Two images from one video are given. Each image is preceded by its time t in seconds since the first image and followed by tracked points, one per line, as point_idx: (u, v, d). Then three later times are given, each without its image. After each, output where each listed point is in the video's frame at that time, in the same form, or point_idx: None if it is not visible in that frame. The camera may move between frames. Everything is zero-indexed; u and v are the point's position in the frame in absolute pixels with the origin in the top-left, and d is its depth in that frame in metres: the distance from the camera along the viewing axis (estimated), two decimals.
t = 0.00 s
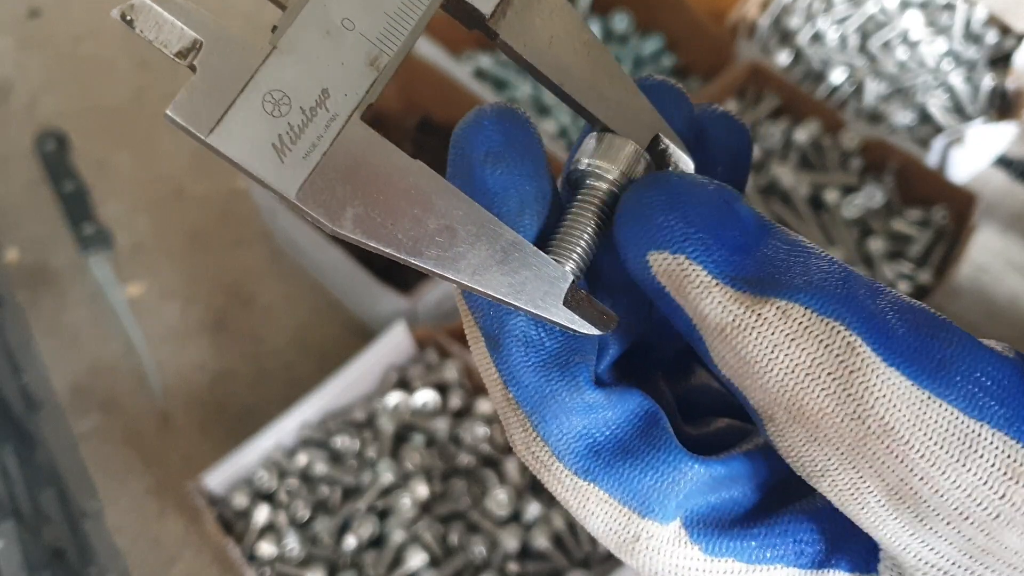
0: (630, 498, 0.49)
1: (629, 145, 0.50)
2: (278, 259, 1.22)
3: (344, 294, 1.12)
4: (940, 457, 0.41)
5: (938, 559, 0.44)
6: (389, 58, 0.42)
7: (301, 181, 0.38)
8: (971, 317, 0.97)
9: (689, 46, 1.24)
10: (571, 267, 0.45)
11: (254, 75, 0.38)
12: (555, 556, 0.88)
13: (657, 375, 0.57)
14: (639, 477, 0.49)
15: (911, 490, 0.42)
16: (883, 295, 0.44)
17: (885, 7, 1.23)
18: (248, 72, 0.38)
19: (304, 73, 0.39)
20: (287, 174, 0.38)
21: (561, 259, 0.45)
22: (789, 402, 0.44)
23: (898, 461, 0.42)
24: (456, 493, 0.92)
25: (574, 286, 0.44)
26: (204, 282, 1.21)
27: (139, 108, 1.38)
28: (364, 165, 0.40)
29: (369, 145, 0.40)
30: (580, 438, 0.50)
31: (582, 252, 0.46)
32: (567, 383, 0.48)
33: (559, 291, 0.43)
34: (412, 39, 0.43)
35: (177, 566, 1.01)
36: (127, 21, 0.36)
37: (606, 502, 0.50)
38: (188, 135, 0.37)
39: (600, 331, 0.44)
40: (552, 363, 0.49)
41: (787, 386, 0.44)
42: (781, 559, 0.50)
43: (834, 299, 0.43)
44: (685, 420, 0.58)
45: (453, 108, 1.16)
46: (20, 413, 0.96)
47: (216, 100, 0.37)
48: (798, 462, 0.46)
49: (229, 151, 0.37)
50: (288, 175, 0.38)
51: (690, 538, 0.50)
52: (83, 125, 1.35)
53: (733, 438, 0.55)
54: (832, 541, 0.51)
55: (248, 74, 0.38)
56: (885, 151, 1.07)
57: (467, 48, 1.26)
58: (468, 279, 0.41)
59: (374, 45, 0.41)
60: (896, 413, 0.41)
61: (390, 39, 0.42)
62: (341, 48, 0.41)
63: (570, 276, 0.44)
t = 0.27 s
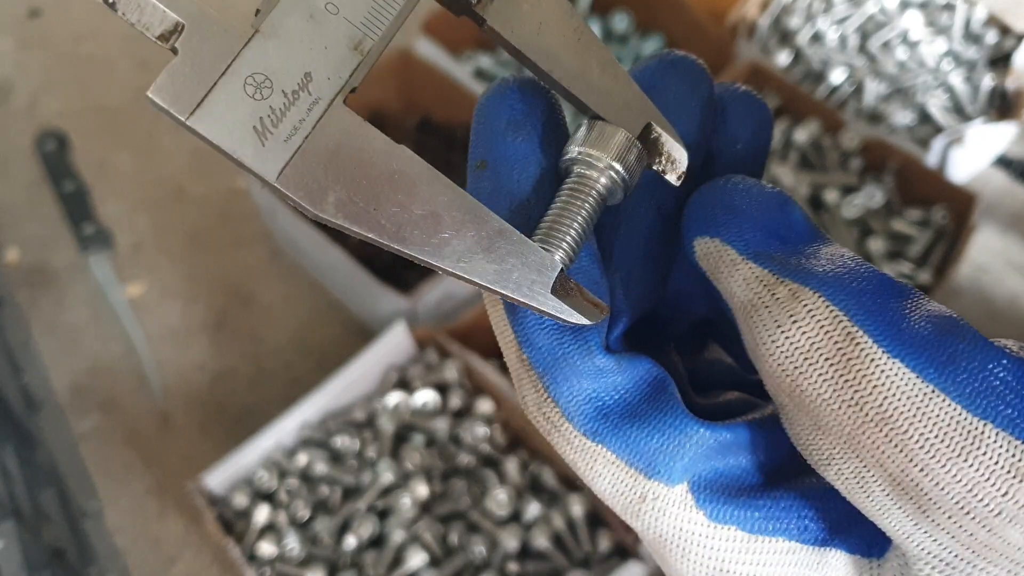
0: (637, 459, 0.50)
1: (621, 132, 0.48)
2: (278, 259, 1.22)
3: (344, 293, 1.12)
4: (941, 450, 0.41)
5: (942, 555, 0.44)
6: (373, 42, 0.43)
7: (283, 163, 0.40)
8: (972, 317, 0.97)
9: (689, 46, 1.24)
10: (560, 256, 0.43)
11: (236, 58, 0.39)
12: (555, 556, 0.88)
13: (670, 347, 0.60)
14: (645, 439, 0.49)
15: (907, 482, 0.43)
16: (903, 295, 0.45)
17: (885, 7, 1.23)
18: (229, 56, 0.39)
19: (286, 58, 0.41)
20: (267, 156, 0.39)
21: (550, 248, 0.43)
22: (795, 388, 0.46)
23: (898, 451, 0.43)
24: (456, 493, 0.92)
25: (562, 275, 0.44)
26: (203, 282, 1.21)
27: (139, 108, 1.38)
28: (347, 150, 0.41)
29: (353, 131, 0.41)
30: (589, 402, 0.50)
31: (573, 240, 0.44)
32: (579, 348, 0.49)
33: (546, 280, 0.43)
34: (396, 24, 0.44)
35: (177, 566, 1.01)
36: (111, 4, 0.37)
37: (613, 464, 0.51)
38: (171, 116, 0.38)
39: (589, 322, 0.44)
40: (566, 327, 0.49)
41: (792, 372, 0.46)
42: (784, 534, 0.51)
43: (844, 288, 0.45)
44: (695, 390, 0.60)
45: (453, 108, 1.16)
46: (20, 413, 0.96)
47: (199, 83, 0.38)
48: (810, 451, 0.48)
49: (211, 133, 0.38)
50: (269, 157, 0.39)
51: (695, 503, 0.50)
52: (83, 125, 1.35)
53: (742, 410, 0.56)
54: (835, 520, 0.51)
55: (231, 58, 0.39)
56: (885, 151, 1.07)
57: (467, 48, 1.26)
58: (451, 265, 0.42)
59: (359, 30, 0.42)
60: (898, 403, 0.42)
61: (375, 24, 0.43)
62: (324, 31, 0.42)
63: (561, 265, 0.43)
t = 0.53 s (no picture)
0: (636, 460, 0.50)
1: (621, 124, 0.49)
2: (278, 259, 1.23)
3: (343, 293, 1.12)
4: (947, 469, 0.41)
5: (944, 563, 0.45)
6: (372, 32, 0.43)
7: (281, 153, 0.40)
8: (972, 318, 0.97)
9: (689, 46, 1.24)
10: (559, 248, 0.44)
11: (234, 47, 0.39)
12: (555, 556, 0.88)
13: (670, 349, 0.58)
14: (644, 440, 0.49)
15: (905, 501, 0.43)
16: (889, 305, 0.43)
17: (885, 7, 1.23)
18: (228, 44, 0.39)
19: (285, 46, 0.40)
20: (265, 145, 0.39)
21: (549, 240, 0.44)
22: (791, 418, 0.44)
23: (904, 475, 0.42)
24: (456, 493, 0.92)
25: (560, 268, 0.44)
26: (203, 282, 1.21)
27: (139, 108, 1.38)
28: (344, 140, 0.41)
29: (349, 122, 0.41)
30: (589, 402, 0.50)
31: (572, 232, 0.45)
32: (579, 348, 0.49)
33: (545, 272, 0.42)
34: (395, 14, 0.43)
35: (177, 566, 1.01)
36: None
37: (612, 464, 0.51)
38: (168, 104, 0.38)
39: (587, 314, 0.43)
40: (567, 327, 0.49)
41: (789, 406, 0.44)
42: (783, 533, 0.51)
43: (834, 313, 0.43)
44: (695, 394, 0.60)
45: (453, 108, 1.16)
46: (21, 413, 0.96)
47: (197, 73, 0.38)
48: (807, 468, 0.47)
49: (209, 123, 0.38)
50: (266, 147, 0.39)
51: (693, 503, 0.50)
52: (83, 125, 1.35)
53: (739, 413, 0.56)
54: (833, 519, 0.52)
55: (229, 47, 0.39)
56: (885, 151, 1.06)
57: (467, 49, 1.26)
58: (448, 257, 0.41)
59: (357, 20, 0.42)
60: (901, 427, 0.41)
61: (373, 14, 0.43)
62: (323, 20, 0.42)
63: (559, 258, 0.43)
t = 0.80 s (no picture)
0: (634, 469, 0.50)
1: (609, 118, 0.49)
2: (278, 259, 1.23)
3: (343, 293, 1.12)
4: (935, 459, 0.42)
5: (934, 551, 0.46)
6: (363, 20, 0.42)
7: (271, 142, 0.39)
8: (972, 318, 0.97)
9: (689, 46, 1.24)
10: (545, 242, 0.43)
11: (225, 33, 0.38)
12: (556, 556, 0.88)
13: (666, 356, 0.59)
14: (642, 450, 0.49)
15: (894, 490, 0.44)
16: (879, 299, 0.44)
17: (885, 7, 1.23)
18: (219, 30, 0.38)
19: (276, 33, 0.40)
20: (255, 133, 0.39)
21: (536, 234, 0.43)
22: (785, 406, 0.45)
23: (893, 463, 0.43)
24: (456, 493, 0.92)
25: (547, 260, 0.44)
26: (203, 282, 1.21)
27: (139, 108, 1.38)
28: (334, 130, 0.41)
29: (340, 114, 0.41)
30: (587, 412, 0.50)
31: (558, 227, 0.44)
32: (577, 358, 0.49)
33: (531, 265, 0.43)
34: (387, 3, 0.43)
35: (177, 566, 1.01)
36: None
37: (610, 474, 0.51)
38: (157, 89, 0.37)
39: (573, 307, 0.43)
40: (564, 338, 0.49)
41: (783, 395, 0.45)
42: (779, 536, 0.51)
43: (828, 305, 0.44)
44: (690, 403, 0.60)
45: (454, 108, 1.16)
46: (21, 413, 0.96)
47: (187, 58, 0.38)
48: (800, 457, 0.48)
49: (199, 110, 0.38)
50: (256, 135, 0.39)
51: (689, 511, 0.50)
52: (83, 125, 1.35)
53: (737, 420, 0.56)
54: (829, 520, 0.52)
55: (220, 31, 0.38)
56: (885, 151, 1.06)
57: (467, 49, 1.26)
58: (437, 248, 0.41)
59: (349, 7, 0.42)
60: (891, 417, 0.43)
61: (366, 2, 0.42)
62: (315, 7, 0.41)
63: (545, 251, 0.43)
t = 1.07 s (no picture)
0: (639, 473, 0.50)
1: (619, 139, 0.49)
2: (278, 259, 1.23)
3: (343, 293, 1.12)
4: (894, 444, 0.45)
5: (900, 539, 0.48)
6: (381, 45, 0.43)
7: (293, 168, 0.39)
8: (972, 318, 0.97)
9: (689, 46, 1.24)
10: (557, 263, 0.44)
11: (247, 60, 0.39)
12: (556, 556, 0.88)
13: (663, 357, 0.59)
14: (648, 453, 0.49)
15: (872, 480, 0.45)
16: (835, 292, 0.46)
17: (885, 7, 1.23)
18: (241, 57, 0.39)
19: (296, 60, 0.40)
20: (279, 159, 0.39)
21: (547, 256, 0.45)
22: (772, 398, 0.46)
23: (861, 453, 0.45)
24: (457, 493, 0.92)
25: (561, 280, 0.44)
26: (203, 282, 1.21)
27: (139, 108, 1.38)
28: (356, 157, 0.41)
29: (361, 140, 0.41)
30: (593, 415, 0.50)
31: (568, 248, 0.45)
32: (584, 361, 0.48)
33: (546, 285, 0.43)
34: (405, 27, 0.43)
35: (177, 566, 1.01)
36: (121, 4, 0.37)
37: (614, 478, 0.50)
38: (180, 118, 0.38)
39: (585, 327, 0.44)
40: (570, 342, 0.49)
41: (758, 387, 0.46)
42: (780, 531, 0.51)
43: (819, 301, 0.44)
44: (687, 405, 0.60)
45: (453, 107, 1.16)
46: (21, 413, 0.96)
47: (212, 88, 0.38)
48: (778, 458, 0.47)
49: (224, 139, 0.38)
50: (280, 161, 0.39)
51: (694, 512, 0.50)
52: (82, 125, 1.35)
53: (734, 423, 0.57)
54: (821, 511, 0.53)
55: (242, 59, 0.39)
56: (885, 151, 1.07)
57: (467, 49, 1.26)
58: (455, 271, 0.41)
59: (367, 33, 0.42)
60: (855, 407, 0.45)
61: (383, 26, 0.43)
62: (334, 33, 0.41)
63: (559, 270, 0.43)
